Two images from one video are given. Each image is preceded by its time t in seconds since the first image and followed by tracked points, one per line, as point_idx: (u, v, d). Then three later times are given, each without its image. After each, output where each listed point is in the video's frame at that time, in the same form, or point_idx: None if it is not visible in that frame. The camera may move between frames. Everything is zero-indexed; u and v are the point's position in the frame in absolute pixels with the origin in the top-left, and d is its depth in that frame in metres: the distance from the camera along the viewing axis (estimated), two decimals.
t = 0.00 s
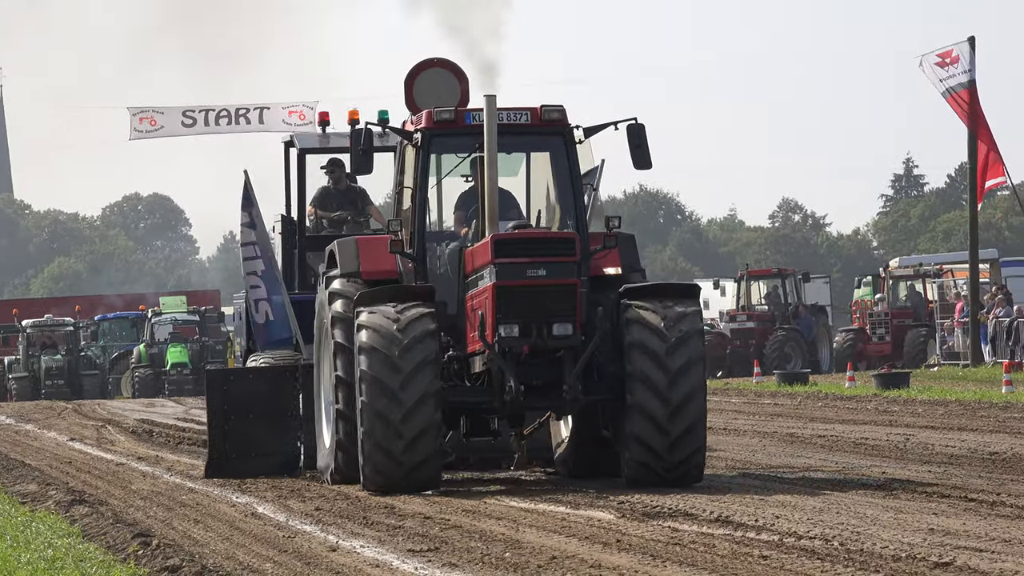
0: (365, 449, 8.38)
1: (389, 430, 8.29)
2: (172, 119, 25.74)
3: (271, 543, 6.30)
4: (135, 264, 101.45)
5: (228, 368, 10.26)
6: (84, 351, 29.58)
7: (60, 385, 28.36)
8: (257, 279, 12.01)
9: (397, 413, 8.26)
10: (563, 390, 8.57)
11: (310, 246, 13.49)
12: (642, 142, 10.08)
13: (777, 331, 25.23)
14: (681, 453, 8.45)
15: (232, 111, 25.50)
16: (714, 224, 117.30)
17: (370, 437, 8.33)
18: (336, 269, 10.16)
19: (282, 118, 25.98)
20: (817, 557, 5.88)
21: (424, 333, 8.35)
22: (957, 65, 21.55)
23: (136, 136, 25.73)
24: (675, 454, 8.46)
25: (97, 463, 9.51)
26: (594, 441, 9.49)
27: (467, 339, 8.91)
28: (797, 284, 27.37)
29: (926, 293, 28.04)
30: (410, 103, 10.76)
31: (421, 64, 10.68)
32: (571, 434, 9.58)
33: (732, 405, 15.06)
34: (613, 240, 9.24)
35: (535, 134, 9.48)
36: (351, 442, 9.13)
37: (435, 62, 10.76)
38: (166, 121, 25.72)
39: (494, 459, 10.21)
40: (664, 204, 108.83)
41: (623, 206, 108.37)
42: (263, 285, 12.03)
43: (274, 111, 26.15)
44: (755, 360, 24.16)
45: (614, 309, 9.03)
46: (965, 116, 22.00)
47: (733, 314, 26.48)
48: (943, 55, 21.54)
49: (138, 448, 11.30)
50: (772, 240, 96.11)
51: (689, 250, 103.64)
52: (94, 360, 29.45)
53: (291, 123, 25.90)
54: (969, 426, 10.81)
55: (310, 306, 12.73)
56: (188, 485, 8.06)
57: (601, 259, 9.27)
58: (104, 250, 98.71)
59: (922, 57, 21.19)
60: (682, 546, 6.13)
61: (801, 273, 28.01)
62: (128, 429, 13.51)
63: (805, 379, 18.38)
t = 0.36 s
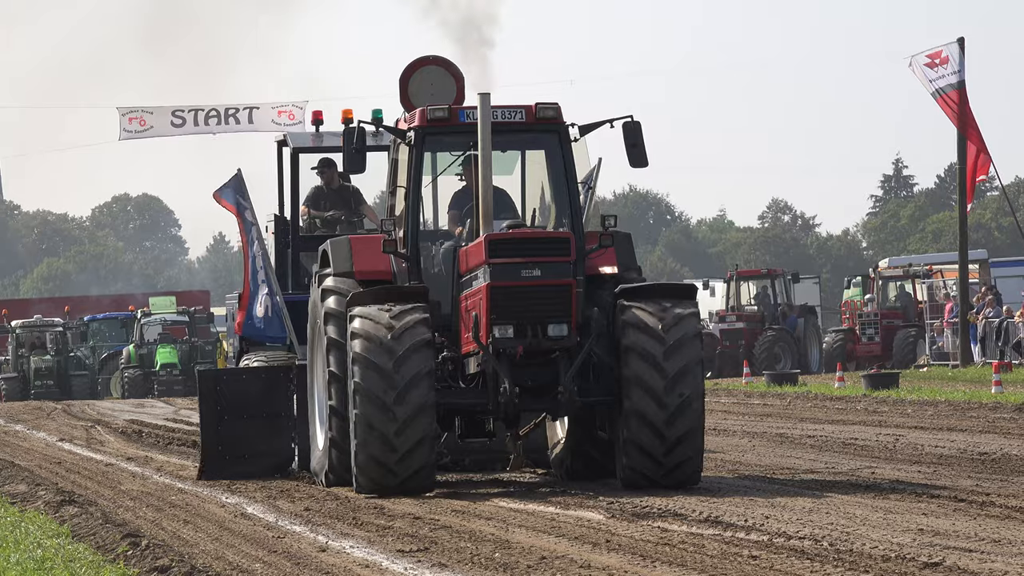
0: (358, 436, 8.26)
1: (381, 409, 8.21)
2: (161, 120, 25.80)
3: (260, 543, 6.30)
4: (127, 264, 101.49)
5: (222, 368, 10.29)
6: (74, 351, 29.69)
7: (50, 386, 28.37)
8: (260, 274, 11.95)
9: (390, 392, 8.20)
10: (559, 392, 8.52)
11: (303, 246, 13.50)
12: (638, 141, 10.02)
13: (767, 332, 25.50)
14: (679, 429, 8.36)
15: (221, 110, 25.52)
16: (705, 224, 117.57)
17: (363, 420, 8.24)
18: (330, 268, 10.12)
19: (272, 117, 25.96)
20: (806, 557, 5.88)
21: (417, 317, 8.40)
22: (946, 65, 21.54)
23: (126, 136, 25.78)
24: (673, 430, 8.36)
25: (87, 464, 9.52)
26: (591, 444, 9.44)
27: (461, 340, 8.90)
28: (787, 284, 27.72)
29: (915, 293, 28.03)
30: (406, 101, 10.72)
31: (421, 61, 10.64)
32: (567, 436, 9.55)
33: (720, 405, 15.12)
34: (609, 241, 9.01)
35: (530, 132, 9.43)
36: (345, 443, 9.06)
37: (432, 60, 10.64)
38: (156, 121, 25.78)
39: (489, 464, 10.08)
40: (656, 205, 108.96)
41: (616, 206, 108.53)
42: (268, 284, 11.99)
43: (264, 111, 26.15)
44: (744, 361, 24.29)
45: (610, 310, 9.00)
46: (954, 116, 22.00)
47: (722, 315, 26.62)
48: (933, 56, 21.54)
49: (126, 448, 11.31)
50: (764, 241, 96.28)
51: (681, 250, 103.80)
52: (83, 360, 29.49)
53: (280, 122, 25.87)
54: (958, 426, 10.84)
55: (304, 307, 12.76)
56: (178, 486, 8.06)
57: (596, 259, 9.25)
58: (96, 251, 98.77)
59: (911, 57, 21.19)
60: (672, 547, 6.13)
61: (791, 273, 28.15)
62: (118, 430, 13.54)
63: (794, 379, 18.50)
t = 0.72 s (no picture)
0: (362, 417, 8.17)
1: (387, 389, 8.14)
2: (157, 120, 25.84)
3: (256, 545, 6.31)
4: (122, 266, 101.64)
5: (221, 370, 10.26)
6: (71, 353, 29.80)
7: (46, 388, 28.41)
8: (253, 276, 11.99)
9: (396, 372, 8.14)
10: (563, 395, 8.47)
11: (304, 247, 13.53)
12: (643, 141, 9.89)
13: (763, 334, 25.60)
14: (687, 400, 8.28)
15: (217, 111, 25.57)
16: (701, 225, 117.80)
17: (368, 400, 8.16)
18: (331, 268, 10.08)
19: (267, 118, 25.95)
20: (801, 558, 5.89)
21: (422, 309, 8.43)
22: (942, 67, 21.56)
23: (121, 137, 25.86)
24: (682, 402, 8.28)
25: (84, 466, 9.54)
26: (595, 446, 9.43)
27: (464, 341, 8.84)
28: (782, 287, 27.96)
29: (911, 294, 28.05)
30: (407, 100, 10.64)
31: (426, 58, 10.53)
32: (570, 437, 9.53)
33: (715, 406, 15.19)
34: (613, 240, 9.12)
35: (534, 131, 9.35)
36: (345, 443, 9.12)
37: (435, 59, 10.55)
38: (151, 122, 25.83)
39: (492, 467, 10.03)
40: (651, 206, 109.14)
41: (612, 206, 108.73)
42: (258, 286, 12.03)
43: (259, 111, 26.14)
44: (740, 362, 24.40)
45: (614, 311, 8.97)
46: (951, 117, 22.02)
47: (719, 317, 26.65)
48: (929, 57, 21.54)
49: (122, 449, 11.35)
50: (759, 242, 96.50)
51: (676, 251, 103.98)
52: (78, 362, 29.56)
53: (276, 123, 25.84)
54: (954, 427, 10.87)
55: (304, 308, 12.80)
56: (175, 487, 8.08)
57: (600, 259, 9.19)
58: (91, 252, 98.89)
59: (907, 59, 21.19)
60: (667, 548, 6.14)
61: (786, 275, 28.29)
62: (114, 430, 13.59)
63: (790, 381, 18.60)
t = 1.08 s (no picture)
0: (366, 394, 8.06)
1: (392, 366, 8.08)
2: (152, 120, 25.82)
3: (252, 545, 6.31)
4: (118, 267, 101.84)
5: (219, 370, 10.23)
6: (65, 352, 29.69)
7: (41, 388, 28.42)
8: (257, 275, 11.96)
9: (401, 350, 8.09)
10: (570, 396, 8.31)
11: (303, 246, 13.57)
12: (648, 138, 9.77)
13: (758, 334, 25.73)
14: (696, 371, 8.20)
15: (212, 111, 25.59)
16: (696, 226, 118.14)
17: (373, 376, 8.09)
18: (332, 268, 10.02)
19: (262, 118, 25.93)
20: (796, 559, 5.89)
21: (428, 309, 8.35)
22: (937, 67, 21.55)
23: (116, 137, 25.78)
24: (689, 375, 8.20)
25: (79, 466, 9.56)
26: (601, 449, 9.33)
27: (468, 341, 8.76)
28: (778, 287, 27.85)
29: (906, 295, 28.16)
30: (408, 97, 10.56)
31: (426, 55, 10.44)
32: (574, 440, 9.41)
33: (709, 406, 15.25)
34: (617, 239, 9.02)
35: (537, 129, 9.26)
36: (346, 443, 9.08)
37: (436, 56, 10.47)
38: (146, 122, 25.79)
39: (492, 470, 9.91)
40: (646, 206, 109.34)
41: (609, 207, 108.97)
42: (263, 285, 12.00)
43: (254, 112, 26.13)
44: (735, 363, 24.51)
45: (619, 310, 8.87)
46: (945, 117, 21.98)
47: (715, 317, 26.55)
48: (924, 57, 21.54)
49: (116, 449, 11.38)
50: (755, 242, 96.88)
51: (671, 251, 104.24)
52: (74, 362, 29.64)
53: (271, 123, 25.83)
54: (950, 427, 10.89)
55: (303, 307, 12.81)
56: (171, 488, 8.09)
57: (604, 258, 9.03)
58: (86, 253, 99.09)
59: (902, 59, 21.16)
60: (662, 548, 6.14)
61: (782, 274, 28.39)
62: (110, 430, 13.63)
63: (786, 381, 18.66)
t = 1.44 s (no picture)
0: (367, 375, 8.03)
1: (394, 347, 8.05)
2: (149, 121, 25.83)
3: (249, 546, 6.31)
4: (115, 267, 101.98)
5: (220, 371, 10.22)
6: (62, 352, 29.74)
7: (38, 388, 28.41)
8: (255, 274, 11.85)
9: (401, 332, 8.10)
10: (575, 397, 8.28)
11: (305, 246, 13.59)
12: (655, 137, 9.66)
13: (756, 334, 25.72)
14: (700, 343, 8.17)
15: (209, 111, 25.62)
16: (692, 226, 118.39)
17: (375, 355, 8.07)
18: (334, 268, 9.97)
19: (259, 118, 25.93)
20: (794, 559, 5.89)
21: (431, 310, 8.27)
22: (934, 68, 21.61)
23: (113, 137, 25.82)
24: (693, 347, 8.17)
25: (77, 466, 9.57)
26: (608, 451, 9.29)
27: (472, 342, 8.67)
28: (775, 287, 27.84)
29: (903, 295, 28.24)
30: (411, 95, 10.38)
31: (430, 52, 10.26)
32: (580, 441, 9.36)
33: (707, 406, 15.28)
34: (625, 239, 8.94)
35: (543, 128, 9.18)
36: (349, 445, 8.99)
37: (440, 53, 10.29)
38: (144, 122, 25.81)
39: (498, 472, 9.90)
40: (643, 206, 109.53)
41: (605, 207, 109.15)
42: (260, 285, 11.87)
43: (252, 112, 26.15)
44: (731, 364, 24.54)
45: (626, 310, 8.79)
46: (942, 117, 22.01)
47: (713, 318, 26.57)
48: (922, 58, 21.57)
49: (113, 449, 11.40)
50: (751, 243, 97.13)
51: (668, 251, 104.46)
52: (71, 362, 29.70)
53: (268, 123, 25.83)
54: (948, 428, 10.90)
55: (305, 308, 12.81)
56: (168, 488, 8.10)
57: (610, 258, 8.97)
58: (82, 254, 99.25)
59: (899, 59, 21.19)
60: (660, 548, 6.14)
61: (779, 274, 28.46)
62: (108, 430, 13.67)
63: (784, 381, 18.72)
